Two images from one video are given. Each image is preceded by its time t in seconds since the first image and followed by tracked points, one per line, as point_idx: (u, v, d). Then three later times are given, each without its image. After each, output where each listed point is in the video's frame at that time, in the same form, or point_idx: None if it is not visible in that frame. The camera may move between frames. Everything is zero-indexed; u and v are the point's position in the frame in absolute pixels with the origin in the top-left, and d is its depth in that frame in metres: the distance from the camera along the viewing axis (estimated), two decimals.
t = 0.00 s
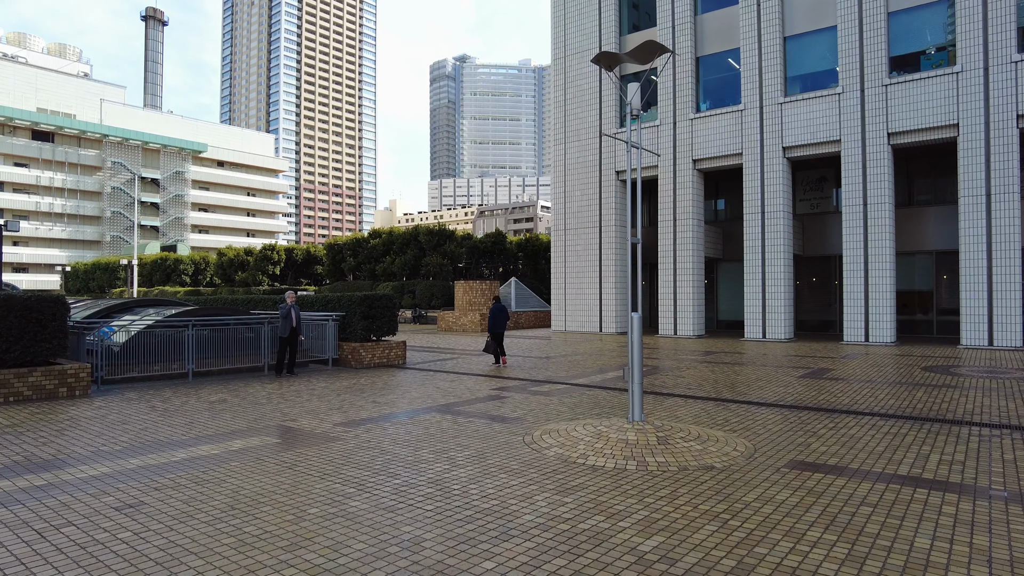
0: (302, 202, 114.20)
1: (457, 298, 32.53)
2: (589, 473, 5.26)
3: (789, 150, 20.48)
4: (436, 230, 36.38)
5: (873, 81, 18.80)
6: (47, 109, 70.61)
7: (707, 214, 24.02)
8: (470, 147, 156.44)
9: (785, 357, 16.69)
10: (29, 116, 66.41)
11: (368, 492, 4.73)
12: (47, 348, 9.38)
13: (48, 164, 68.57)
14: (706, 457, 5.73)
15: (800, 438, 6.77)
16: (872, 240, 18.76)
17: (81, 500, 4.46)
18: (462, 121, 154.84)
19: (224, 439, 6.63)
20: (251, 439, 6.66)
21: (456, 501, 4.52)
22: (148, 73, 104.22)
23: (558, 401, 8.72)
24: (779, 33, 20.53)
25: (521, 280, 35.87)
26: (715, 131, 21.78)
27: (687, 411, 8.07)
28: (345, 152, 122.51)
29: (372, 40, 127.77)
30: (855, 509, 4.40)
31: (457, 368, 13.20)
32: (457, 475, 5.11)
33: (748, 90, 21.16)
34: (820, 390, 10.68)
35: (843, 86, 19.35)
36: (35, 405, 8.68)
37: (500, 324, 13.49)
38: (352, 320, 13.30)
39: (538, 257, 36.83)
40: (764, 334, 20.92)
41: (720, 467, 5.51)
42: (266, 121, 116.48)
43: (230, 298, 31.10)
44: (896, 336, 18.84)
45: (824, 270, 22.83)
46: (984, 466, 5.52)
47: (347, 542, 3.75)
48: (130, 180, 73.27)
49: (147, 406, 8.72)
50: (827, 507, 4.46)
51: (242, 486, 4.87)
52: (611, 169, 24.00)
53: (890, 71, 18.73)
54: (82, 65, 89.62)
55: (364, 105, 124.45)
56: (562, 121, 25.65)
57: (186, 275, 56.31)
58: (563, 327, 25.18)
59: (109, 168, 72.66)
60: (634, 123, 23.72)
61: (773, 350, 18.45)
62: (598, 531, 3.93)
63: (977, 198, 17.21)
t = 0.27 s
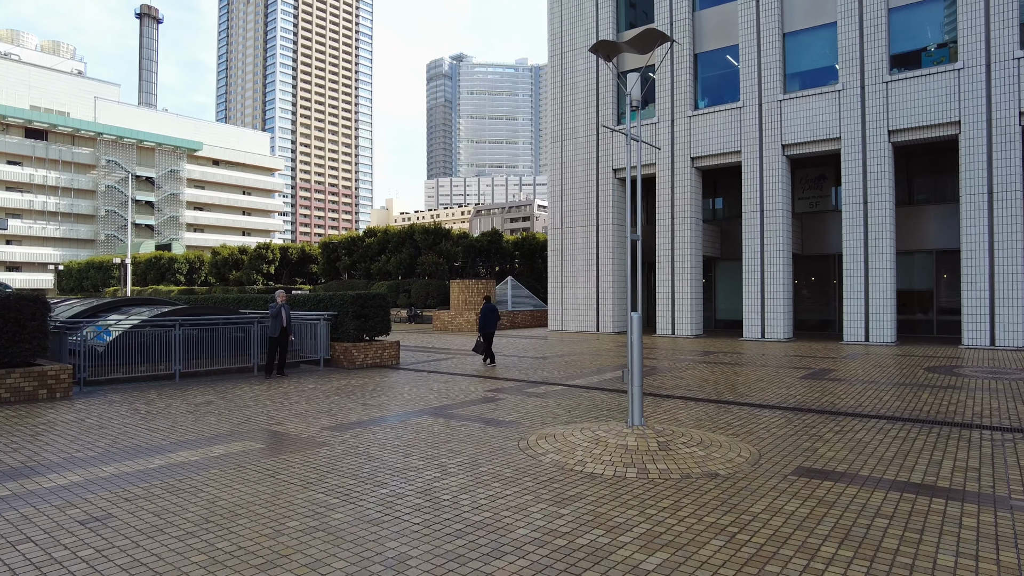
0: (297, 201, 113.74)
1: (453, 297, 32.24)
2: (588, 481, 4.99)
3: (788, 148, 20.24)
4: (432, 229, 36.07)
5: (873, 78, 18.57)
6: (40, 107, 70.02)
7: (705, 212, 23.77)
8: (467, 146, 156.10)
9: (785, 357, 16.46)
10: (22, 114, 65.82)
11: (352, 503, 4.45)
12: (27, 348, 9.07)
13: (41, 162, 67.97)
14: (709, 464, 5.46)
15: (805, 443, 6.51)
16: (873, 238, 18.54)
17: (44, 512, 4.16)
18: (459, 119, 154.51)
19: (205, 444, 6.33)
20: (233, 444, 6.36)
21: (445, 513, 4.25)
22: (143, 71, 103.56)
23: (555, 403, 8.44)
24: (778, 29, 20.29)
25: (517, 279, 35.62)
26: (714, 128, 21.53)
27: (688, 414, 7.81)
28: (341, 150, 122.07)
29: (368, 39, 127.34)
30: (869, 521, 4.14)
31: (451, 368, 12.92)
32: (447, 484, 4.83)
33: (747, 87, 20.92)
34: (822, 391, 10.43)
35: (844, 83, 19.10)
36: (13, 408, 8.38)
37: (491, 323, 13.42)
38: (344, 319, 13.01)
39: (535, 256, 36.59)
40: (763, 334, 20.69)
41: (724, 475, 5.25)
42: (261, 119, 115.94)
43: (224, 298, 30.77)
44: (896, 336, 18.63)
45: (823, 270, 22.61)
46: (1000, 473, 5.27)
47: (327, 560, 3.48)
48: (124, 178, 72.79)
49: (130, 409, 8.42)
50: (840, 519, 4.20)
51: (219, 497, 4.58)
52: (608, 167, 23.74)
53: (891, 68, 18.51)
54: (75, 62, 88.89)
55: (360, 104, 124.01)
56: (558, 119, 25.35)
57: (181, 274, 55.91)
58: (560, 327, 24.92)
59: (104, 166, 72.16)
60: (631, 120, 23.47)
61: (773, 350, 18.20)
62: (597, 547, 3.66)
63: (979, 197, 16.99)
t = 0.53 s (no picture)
0: (293, 200, 113.22)
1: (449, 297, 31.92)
2: (586, 493, 4.70)
3: (787, 146, 19.99)
4: (427, 228, 35.71)
5: (874, 75, 18.33)
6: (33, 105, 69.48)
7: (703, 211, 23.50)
8: (463, 145, 155.69)
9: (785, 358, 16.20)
10: (15, 112, 65.17)
11: (334, 519, 4.15)
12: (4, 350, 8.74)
13: (34, 160, 67.44)
14: (713, 474, 5.18)
15: (812, 450, 6.23)
16: (873, 237, 18.30)
17: None
18: (455, 118, 154.12)
19: (184, 452, 6.02)
20: (212, 451, 6.05)
21: (433, 531, 3.95)
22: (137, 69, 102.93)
23: (551, 407, 8.14)
24: (777, 26, 20.03)
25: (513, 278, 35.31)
26: (712, 126, 21.27)
27: (689, 419, 7.52)
28: (336, 149, 121.58)
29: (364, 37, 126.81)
30: (886, 537, 3.86)
31: (444, 370, 12.60)
32: (436, 498, 4.54)
33: (746, 84, 20.66)
34: (824, 394, 10.16)
35: (844, 80, 18.85)
36: None
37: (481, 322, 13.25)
38: (335, 320, 12.69)
39: (531, 255, 36.29)
40: (762, 334, 20.44)
41: (729, 485, 4.96)
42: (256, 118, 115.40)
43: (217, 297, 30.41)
44: (897, 337, 18.40)
45: (822, 269, 22.38)
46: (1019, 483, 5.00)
47: None
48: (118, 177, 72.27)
49: (109, 413, 8.10)
50: (856, 535, 3.91)
51: (192, 512, 4.28)
52: (605, 165, 23.45)
53: (891, 65, 18.27)
54: (68, 60, 88.28)
55: (356, 102, 123.49)
56: (554, 117, 25.07)
57: (174, 273, 55.45)
58: (556, 327, 24.63)
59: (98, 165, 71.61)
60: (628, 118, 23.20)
61: (772, 350, 17.93)
62: (596, 570, 3.38)
63: (981, 195, 16.77)
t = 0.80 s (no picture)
0: (290, 199, 112.83)
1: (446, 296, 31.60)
2: (587, 506, 4.41)
3: (789, 143, 19.72)
4: (424, 226, 35.34)
5: (877, 71, 18.06)
6: (28, 103, 69.05)
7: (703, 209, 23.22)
8: (461, 144, 155.34)
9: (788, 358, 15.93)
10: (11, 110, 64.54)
11: (318, 536, 3.86)
12: None
13: (30, 159, 67.03)
14: (722, 484, 4.89)
15: (823, 456, 5.95)
16: (877, 236, 18.03)
17: None
18: (453, 117, 153.77)
19: (165, 460, 5.72)
20: (194, 459, 5.75)
21: (424, 550, 3.66)
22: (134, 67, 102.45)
23: (551, 411, 7.85)
24: (779, 21, 19.73)
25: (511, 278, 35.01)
26: (712, 123, 20.99)
27: (693, 424, 7.23)
28: (334, 148, 121.19)
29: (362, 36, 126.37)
30: (911, 556, 3.58)
31: (440, 371, 12.31)
32: (428, 512, 4.25)
33: (747, 81, 20.38)
34: (830, 397, 9.89)
35: (847, 76, 18.57)
36: None
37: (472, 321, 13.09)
38: (329, 320, 12.38)
39: (529, 254, 36.01)
40: (764, 334, 20.17)
41: (740, 497, 4.67)
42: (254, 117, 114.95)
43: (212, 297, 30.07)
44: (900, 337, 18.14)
45: (823, 268, 22.11)
46: None
47: None
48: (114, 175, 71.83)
49: (92, 417, 7.80)
50: (878, 554, 3.63)
51: (165, 528, 3.99)
52: (604, 163, 23.16)
53: (895, 61, 18.00)
54: (65, 58, 87.79)
55: (353, 101, 123.08)
56: (553, 114, 24.77)
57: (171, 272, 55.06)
58: (555, 327, 24.35)
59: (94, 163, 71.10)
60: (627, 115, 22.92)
61: (774, 351, 17.65)
62: None
63: (987, 193, 16.52)
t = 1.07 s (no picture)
0: (290, 198, 112.52)
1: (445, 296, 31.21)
2: (595, 519, 4.11)
3: (794, 140, 19.43)
4: (423, 225, 34.90)
5: (884, 67, 17.76)
6: (26, 101, 68.71)
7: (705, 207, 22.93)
8: (461, 144, 155.01)
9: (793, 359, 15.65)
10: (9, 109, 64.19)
11: (304, 552, 3.56)
12: None
13: (27, 157, 66.71)
14: (737, 494, 4.60)
15: (840, 463, 5.66)
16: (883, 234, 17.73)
17: None
18: (453, 117, 153.50)
19: (147, 467, 5.44)
20: (178, 466, 5.45)
21: (417, 569, 3.36)
22: (133, 66, 102.13)
23: (553, 415, 7.55)
24: (783, 17, 19.43)
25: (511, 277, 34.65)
26: (716, 120, 20.70)
27: (701, 428, 6.94)
28: (334, 147, 120.90)
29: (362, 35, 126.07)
30: None
31: (438, 372, 12.01)
32: (424, 525, 3.96)
33: (750, 78, 20.08)
34: (839, 399, 9.60)
35: (852, 73, 18.29)
36: None
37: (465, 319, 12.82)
38: (325, 319, 12.08)
39: (529, 254, 35.66)
40: (767, 334, 19.86)
41: (757, 508, 4.38)
42: (253, 115, 114.67)
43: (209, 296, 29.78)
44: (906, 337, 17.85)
45: (827, 267, 21.82)
46: None
47: None
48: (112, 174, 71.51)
49: (76, 420, 7.50)
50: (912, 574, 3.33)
51: (140, 544, 3.69)
52: (606, 160, 22.85)
53: (902, 57, 17.72)
54: (63, 56, 87.47)
55: (353, 100, 122.78)
56: (553, 111, 24.46)
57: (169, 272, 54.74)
58: (556, 327, 24.05)
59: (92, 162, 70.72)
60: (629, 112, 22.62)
61: (779, 351, 17.36)
62: None
63: (995, 191, 16.24)
